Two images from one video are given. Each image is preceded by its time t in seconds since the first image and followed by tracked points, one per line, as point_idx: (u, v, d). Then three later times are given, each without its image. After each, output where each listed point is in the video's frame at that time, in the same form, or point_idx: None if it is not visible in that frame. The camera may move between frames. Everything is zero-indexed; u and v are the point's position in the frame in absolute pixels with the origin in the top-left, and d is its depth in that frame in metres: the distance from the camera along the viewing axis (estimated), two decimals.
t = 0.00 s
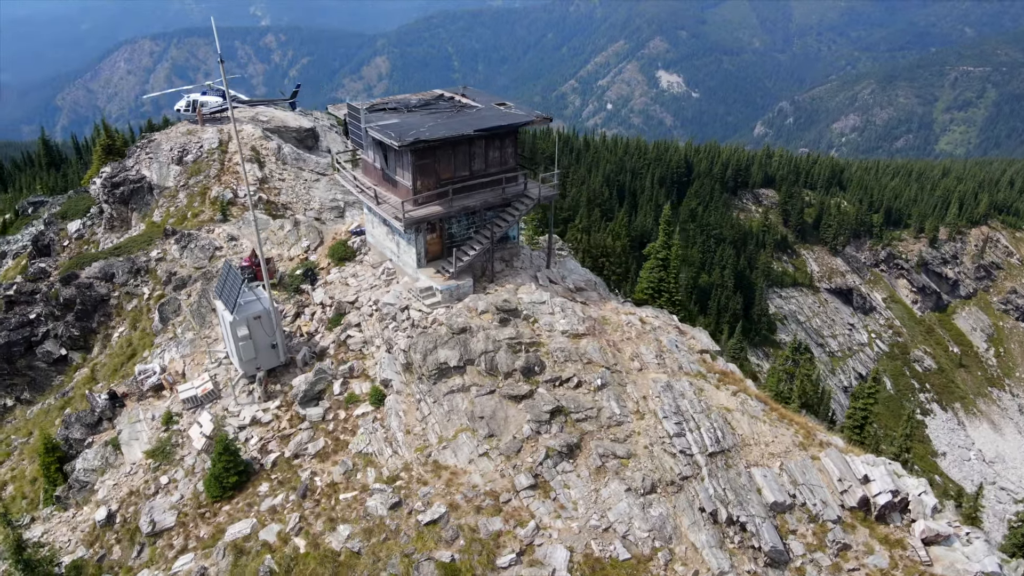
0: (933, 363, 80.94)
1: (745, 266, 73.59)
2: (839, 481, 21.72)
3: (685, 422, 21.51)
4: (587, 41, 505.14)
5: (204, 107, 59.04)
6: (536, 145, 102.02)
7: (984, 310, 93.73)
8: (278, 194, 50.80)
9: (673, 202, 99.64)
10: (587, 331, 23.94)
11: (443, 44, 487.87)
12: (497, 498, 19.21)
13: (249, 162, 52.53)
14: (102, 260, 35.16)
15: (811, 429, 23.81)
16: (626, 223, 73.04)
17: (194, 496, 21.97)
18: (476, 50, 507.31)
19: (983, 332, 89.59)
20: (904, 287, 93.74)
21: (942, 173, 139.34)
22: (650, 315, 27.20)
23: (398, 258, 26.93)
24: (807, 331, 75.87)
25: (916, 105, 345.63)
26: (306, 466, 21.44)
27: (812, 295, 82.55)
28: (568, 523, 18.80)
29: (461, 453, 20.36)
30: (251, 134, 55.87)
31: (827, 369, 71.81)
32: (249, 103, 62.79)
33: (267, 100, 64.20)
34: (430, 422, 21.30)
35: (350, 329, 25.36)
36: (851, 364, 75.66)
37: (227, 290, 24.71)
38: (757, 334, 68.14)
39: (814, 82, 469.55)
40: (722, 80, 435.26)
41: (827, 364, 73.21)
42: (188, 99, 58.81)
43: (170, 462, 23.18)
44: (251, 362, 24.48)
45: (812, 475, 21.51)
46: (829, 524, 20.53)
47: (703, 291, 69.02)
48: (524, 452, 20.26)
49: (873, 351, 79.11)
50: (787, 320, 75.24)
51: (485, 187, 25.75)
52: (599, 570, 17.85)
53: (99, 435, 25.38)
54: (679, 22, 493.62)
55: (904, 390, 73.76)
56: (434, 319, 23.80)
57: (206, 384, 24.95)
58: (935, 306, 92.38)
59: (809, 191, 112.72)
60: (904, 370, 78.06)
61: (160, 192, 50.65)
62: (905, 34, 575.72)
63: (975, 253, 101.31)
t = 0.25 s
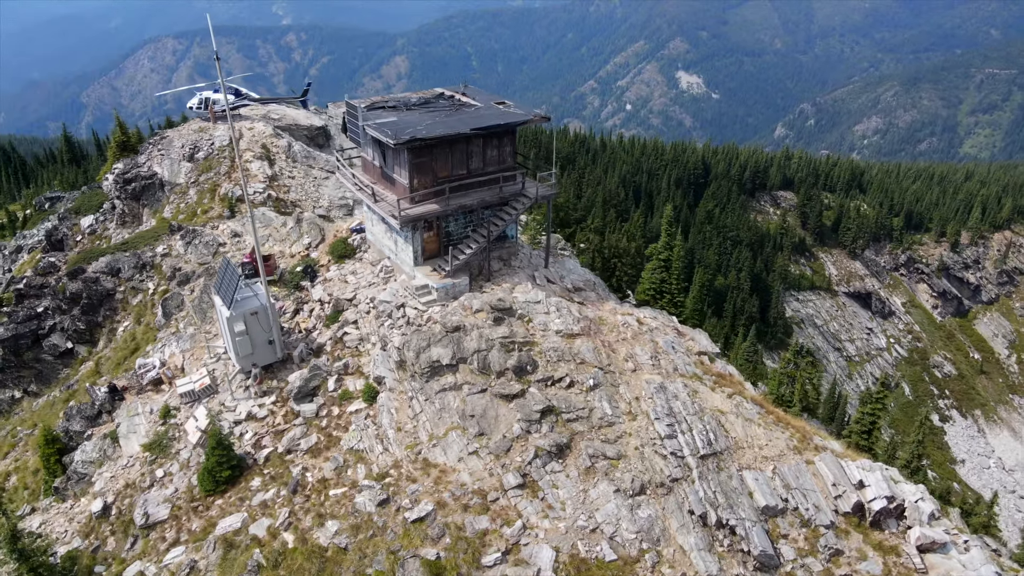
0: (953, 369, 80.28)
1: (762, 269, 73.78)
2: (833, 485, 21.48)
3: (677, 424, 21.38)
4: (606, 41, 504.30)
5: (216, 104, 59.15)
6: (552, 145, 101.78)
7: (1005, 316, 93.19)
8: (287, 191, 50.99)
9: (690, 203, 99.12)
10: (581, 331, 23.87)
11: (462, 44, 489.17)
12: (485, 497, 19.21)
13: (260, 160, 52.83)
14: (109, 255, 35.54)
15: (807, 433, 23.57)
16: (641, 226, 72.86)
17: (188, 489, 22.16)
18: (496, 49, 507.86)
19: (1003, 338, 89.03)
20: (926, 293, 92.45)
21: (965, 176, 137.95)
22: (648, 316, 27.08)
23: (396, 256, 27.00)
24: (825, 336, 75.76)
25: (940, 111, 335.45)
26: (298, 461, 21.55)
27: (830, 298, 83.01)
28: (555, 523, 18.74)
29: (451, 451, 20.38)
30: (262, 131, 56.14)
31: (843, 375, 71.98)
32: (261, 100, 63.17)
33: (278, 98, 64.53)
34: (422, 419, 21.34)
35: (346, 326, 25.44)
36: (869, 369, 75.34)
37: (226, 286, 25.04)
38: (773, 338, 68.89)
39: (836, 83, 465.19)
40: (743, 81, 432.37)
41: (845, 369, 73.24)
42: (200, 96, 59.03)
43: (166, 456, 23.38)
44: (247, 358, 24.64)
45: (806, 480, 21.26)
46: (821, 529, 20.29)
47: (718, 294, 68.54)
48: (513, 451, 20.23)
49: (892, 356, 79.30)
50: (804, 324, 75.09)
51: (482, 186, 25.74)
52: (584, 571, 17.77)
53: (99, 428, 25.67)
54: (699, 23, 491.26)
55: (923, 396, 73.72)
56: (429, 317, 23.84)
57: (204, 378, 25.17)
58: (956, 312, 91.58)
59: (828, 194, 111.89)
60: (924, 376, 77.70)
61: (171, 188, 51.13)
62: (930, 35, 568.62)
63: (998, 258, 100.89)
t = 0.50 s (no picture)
0: (971, 375, 79.96)
1: (777, 271, 73.82)
2: (827, 490, 21.26)
3: (670, 425, 21.26)
4: (623, 42, 503.37)
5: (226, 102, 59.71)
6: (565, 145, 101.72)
7: None
8: (295, 189, 51.12)
9: (704, 205, 98.73)
10: (576, 331, 23.82)
11: (479, 44, 490.20)
12: (473, 496, 19.21)
13: (268, 158, 53.09)
14: (114, 251, 35.79)
15: (804, 436, 23.36)
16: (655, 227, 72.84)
17: (182, 484, 22.34)
18: (512, 49, 508.10)
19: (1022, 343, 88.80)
20: (943, 297, 93.43)
21: (986, 179, 136.52)
22: (646, 317, 26.97)
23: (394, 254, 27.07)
24: (840, 338, 75.89)
25: (962, 113, 335.25)
26: (291, 457, 21.66)
27: (845, 301, 83.01)
28: (544, 523, 18.70)
29: (442, 450, 20.40)
30: (272, 129, 56.44)
31: (858, 378, 71.84)
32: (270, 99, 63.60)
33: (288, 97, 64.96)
34: (414, 418, 21.37)
35: (343, 324, 25.53)
36: (885, 373, 75.18)
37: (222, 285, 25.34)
38: (787, 340, 69.25)
39: (855, 84, 461.25)
40: (761, 82, 429.97)
41: (860, 373, 73.18)
42: (211, 94, 59.57)
43: (162, 450, 23.57)
44: (244, 355, 24.78)
45: (799, 484, 21.07)
46: (814, 534, 20.08)
47: (733, 296, 69.45)
48: (504, 451, 20.22)
49: (909, 360, 79.34)
50: (819, 327, 75.10)
51: (480, 185, 25.74)
52: (571, 571, 17.71)
53: (99, 422, 25.93)
54: (717, 23, 489.17)
55: (939, 401, 73.76)
56: (424, 316, 23.88)
57: (202, 374, 25.36)
58: (974, 317, 91.83)
59: (844, 197, 111.45)
60: (941, 381, 77.60)
61: (180, 186, 51.53)
62: (952, 37, 562.71)
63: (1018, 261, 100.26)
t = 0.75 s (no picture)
0: (990, 382, 79.21)
1: (793, 274, 73.51)
2: (820, 495, 21.03)
3: (661, 427, 21.17)
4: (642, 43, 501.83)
5: (238, 100, 60.21)
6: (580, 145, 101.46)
7: None
8: (304, 187, 51.18)
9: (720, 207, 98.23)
10: (571, 331, 23.79)
11: (497, 44, 490.79)
12: (461, 495, 19.23)
13: (278, 156, 53.28)
14: (121, 246, 36.24)
15: (799, 440, 23.12)
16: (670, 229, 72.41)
17: (177, 478, 22.52)
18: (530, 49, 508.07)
19: None
20: (962, 301, 92.85)
21: (1009, 183, 134.73)
22: (644, 318, 26.91)
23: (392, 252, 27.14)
24: (857, 342, 75.74)
25: (986, 116, 329.59)
26: (283, 453, 21.77)
27: (863, 305, 82.70)
28: (530, 523, 18.63)
29: (431, 448, 20.41)
30: (282, 128, 56.73)
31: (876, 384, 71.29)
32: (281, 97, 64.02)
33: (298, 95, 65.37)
34: (405, 416, 21.41)
35: (340, 322, 25.63)
36: (903, 378, 74.65)
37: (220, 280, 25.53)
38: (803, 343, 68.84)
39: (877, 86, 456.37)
40: (781, 83, 426.77)
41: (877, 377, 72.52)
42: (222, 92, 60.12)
43: (158, 444, 23.78)
44: (241, 351, 24.91)
45: (792, 488, 20.86)
46: (805, 539, 19.84)
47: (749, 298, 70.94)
48: (493, 450, 20.21)
49: (927, 366, 78.63)
50: (835, 331, 75.15)
51: (477, 184, 25.75)
52: (556, 572, 17.62)
53: (98, 415, 26.20)
54: (737, 24, 486.24)
55: (958, 408, 73.19)
56: (418, 314, 23.93)
57: (200, 370, 25.57)
58: (995, 322, 90.99)
59: (863, 199, 110.56)
60: (960, 387, 77.02)
61: (190, 183, 51.97)
62: (977, 39, 555.31)
63: None
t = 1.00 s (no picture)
0: (1008, 388, 78.44)
1: (808, 277, 73.03)
2: (813, 499, 20.82)
3: (653, 429, 21.10)
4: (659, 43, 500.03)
5: (247, 99, 60.60)
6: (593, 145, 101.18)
7: None
8: (311, 186, 51.09)
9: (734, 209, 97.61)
10: (565, 331, 23.77)
11: (514, 44, 490.99)
12: (450, 493, 19.23)
13: (286, 154, 53.32)
14: (127, 243, 36.63)
15: (794, 443, 22.91)
16: (683, 230, 71.99)
17: (172, 472, 22.68)
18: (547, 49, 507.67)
19: None
20: (980, 306, 91.95)
21: None
22: (641, 319, 26.88)
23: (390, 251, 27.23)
24: (872, 347, 75.47)
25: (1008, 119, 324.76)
26: (276, 449, 21.88)
27: (879, 309, 82.36)
28: (518, 522, 18.59)
29: (422, 446, 20.45)
30: (290, 126, 56.97)
31: (891, 390, 71.01)
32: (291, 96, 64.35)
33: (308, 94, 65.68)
34: (397, 414, 21.47)
35: (337, 319, 25.73)
36: (919, 384, 74.06)
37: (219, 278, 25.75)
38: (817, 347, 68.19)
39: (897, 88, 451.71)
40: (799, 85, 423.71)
41: (893, 383, 72.27)
42: (232, 91, 60.54)
43: (155, 439, 23.96)
44: (238, 347, 25.06)
45: (784, 492, 20.67)
46: (797, 543, 19.66)
47: (762, 301, 70.98)
48: (483, 449, 20.21)
49: (943, 371, 78.20)
50: (850, 334, 74.97)
51: (474, 183, 25.77)
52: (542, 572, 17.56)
53: (98, 409, 26.48)
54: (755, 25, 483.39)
55: (975, 414, 72.95)
56: (413, 313, 23.99)
57: (197, 366, 25.78)
58: (1013, 327, 90.08)
59: (880, 202, 109.59)
60: (977, 394, 76.34)
61: (199, 180, 52.34)
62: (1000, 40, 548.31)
63: None
